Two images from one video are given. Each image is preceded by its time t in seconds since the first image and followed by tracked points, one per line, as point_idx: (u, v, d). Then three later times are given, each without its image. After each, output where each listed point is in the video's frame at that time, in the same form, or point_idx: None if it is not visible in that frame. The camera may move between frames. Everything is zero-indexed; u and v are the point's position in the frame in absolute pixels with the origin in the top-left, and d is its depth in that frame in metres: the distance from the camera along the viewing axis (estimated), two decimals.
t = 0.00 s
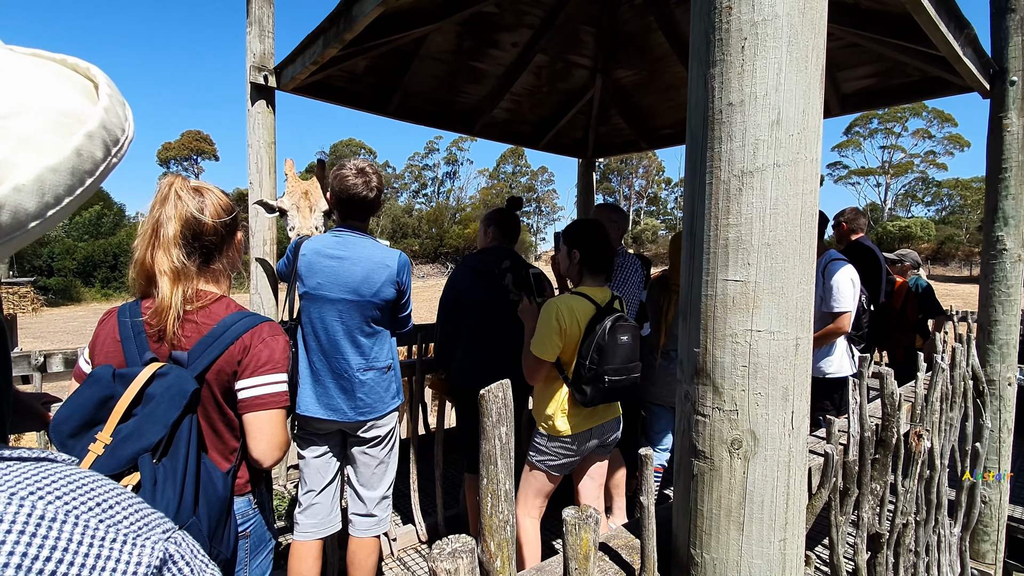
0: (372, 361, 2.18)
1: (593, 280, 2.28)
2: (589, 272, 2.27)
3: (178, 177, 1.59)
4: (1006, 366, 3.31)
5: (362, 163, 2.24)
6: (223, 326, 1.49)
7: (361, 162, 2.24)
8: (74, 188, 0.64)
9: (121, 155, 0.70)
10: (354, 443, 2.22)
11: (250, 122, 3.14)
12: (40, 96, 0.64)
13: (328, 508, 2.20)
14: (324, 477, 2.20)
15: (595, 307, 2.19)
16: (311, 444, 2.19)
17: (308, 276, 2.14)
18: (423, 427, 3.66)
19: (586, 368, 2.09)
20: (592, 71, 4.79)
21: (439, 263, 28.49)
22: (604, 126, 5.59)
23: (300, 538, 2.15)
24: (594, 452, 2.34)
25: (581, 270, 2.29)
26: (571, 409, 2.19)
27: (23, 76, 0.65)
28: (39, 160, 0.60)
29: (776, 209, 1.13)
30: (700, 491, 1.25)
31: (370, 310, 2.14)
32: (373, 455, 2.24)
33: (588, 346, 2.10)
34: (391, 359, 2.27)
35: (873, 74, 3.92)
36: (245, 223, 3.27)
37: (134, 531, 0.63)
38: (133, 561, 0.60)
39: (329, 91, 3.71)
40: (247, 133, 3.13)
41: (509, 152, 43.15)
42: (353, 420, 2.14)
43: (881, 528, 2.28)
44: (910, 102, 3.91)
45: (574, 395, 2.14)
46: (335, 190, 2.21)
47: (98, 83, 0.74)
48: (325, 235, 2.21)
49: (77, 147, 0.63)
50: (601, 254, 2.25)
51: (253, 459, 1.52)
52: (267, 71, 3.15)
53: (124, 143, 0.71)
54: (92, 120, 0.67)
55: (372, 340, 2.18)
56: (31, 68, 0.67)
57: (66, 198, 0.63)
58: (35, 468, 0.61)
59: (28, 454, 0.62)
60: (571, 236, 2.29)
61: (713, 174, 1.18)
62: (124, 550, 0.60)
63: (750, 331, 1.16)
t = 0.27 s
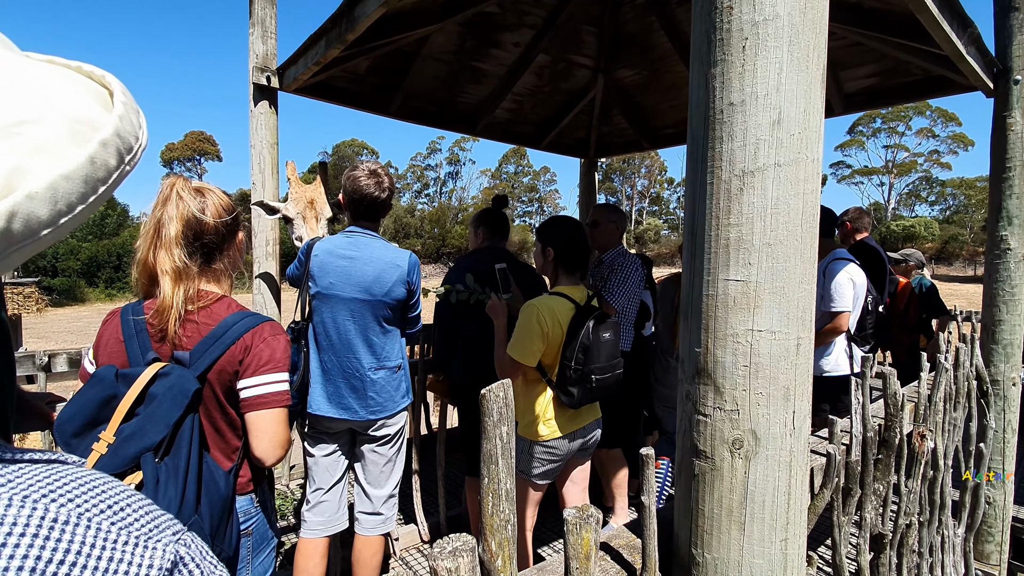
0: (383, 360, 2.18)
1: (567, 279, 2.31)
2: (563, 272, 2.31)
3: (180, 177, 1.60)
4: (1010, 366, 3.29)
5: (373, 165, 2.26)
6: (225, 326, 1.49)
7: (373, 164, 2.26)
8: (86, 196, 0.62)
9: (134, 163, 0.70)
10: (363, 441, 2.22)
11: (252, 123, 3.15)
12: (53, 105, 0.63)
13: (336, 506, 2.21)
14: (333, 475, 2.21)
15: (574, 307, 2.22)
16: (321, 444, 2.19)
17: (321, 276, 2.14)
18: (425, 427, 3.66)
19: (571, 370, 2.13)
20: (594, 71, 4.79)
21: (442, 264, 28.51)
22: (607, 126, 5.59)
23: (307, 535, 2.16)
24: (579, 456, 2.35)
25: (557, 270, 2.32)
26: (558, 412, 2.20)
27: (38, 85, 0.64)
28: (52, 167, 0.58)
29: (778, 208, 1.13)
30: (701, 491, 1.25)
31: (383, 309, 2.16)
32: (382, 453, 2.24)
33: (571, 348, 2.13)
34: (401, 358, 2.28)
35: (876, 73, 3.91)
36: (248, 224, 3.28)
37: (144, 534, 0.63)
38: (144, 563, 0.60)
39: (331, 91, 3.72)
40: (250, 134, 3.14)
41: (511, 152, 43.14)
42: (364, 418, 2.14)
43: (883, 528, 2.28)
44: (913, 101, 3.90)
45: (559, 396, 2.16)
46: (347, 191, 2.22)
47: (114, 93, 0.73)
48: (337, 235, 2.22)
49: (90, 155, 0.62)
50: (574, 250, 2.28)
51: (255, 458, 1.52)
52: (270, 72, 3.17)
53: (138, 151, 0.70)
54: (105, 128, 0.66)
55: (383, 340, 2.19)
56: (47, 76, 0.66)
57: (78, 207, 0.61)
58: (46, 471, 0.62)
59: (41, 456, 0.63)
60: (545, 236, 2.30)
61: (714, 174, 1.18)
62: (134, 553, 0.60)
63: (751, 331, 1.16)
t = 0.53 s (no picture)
0: (392, 359, 2.19)
1: (546, 271, 2.41)
2: (542, 264, 2.41)
3: (179, 177, 1.60)
4: (1014, 366, 3.28)
5: (383, 166, 2.27)
6: (224, 325, 1.50)
7: (384, 166, 2.27)
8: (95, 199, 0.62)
9: (142, 167, 0.69)
10: (371, 440, 2.23)
11: (254, 123, 3.16)
12: (64, 109, 0.63)
13: (347, 503, 2.22)
14: (344, 473, 2.22)
15: (551, 298, 2.31)
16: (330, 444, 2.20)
17: (329, 276, 2.14)
18: (426, 427, 3.66)
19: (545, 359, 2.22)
20: (596, 71, 4.79)
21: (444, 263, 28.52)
22: (608, 126, 5.59)
23: (318, 529, 2.17)
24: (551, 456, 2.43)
25: (537, 262, 2.41)
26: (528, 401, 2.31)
27: (48, 89, 0.64)
28: (60, 170, 0.58)
29: (776, 207, 1.13)
30: (701, 489, 1.25)
31: (392, 309, 2.17)
32: (389, 453, 2.25)
33: (546, 338, 2.22)
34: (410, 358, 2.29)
35: (878, 72, 3.91)
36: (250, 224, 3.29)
37: (149, 537, 0.63)
38: (149, 566, 0.61)
39: (332, 91, 3.73)
40: (251, 134, 3.15)
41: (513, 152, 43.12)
42: (372, 418, 2.14)
43: (885, 528, 2.27)
44: (915, 100, 3.89)
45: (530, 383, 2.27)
46: (358, 191, 2.24)
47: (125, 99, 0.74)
48: (345, 236, 2.23)
49: (98, 160, 0.62)
50: (553, 243, 2.37)
51: (255, 456, 1.53)
52: (272, 72, 3.17)
53: (147, 156, 0.70)
54: (115, 132, 0.66)
55: (392, 339, 2.20)
56: (58, 81, 0.67)
57: (87, 211, 0.61)
58: (52, 473, 0.61)
59: (47, 458, 0.63)
60: (527, 228, 2.39)
61: (713, 173, 1.18)
62: (141, 556, 0.60)
63: (750, 330, 1.16)
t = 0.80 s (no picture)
0: (387, 357, 2.19)
1: (540, 271, 2.42)
2: (537, 263, 2.41)
3: (179, 179, 1.60)
4: (1014, 366, 3.28)
5: (383, 167, 2.28)
6: (223, 326, 1.51)
7: (382, 166, 2.27)
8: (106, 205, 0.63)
9: (150, 172, 0.70)
10: (371, 441, 2.24)
11: (254, 123, 3.16)
12: (74, 117, 0.64)
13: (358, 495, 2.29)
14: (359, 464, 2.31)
15: (544, 298, 2.34)
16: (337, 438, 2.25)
17: (328, 274, 2.18)
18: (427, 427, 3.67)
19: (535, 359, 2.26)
20: (596, 71, 4.79)
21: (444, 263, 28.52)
22: (609, 126, 5.59)
23: (331, 517, 2.26)
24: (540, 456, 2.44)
25: (531, 260, 2.42)
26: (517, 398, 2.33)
27: (58, 97, 0.65)
28: (70, 177, 0.59)
29: (773, 207, 1.14)
30: (699, 488, 1.25)
31: (387, 306, 2.17)
32: (389, 454, 2.25)
33: (536, 338, 2.26)
34: (409, 356, 2.27)
35: (878, 71, 3.91)
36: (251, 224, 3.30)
37: (156, 538, 0.64)
38: (158, 566, 0.62)
39: (333, 92, 3.74)
40: (251, 135, 3.15)
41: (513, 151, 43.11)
42: (366, 414, 2.15)
43: (884, 527, 2.28)
44: (916, 99, 3.88)
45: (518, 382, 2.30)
46: (356, 192, 2.24)
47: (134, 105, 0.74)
48: (346, 234, 2.26)
49: (108, 166, 0.62)
50: (548, 244, 2.38)
51: (254, 458, 1.53)
52: (272, 72, 3.18)
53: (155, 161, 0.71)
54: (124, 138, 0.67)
55: (388, 336, 2.20)
56: (68, 88, 0.67)
57: (98, 217, 0.62)
58: (62, 474, 0.62)
59: (57, 459, 0.63)
60: (523, 227, 2.39)
61: (711, 174, 1.19)
62: (149, 555, 0.61)
63: (747, 330, 1.16)
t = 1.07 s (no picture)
0: (373, 357, 2.20)
1: (543, 273, 2.43)
2: (539, 265, 2.43)
3: (180, 180, 1.61)
4: (1013, 365, 3.29)
5: (376, 166, 2.25)
6: (223, 327, 1.51)
7: (375, 166, 2.25)
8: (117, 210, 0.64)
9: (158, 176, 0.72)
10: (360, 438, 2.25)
11: (254, 125, 3.17)
12: (85, 124, 0.65)
13: (348, 492, 2.32)
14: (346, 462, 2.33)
15: (544, 299, 2.35)
16: (328, 435, 2.29)
17: (320, 273, 2.22)
18: (426, 427, 3.67)
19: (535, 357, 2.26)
20: (595, 72, 4.81)
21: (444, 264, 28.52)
22: (608, 127, 5.60)
23: (322, 516, 2.30)
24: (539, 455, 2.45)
25: (532, 262, 2.43)
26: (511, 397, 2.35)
27: (69, 102, 0.66)
28: (82, 184, 0.60)
29: (769, 209, 1.15)
30: (696, 488, 1.26)
31: (374, 306, 2.17)
32: (376, 452, 2.25)
33: (536, 337, 2.26)
34: (398, 356, 2.27)
35: (877, 72, 3.92)
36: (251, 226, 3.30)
37: (166, 537, 0.64)
38: (167, 564, 0.62)
39: (332, 93, 3.74)
40: (251, 136, 3.16)
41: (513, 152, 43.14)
42: (352, 412, 2.18)
43: (883, 527, 2.28)
44: (914, 100, 3.89)
45: (517, 381, 2.30)
46: (350, 193, 2.24)
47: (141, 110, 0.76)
48: (340, 234, 2.28)
49: (119, 172, 0.63)
50: (551, 246, 2.39)
51: (254, 459, 1.54)
52: (272, 74, 3.19)
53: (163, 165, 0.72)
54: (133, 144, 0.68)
55: (375, 336, 2.21)
56: (77, 94, 0.68)
57: (109, 221, 0.63)
58: (74, 475, 0.63)
59: (69, 460, 0.64)
60: (524, 229, 2.40)
61: (707, 176, 1.20)
62: (159, 554, 0.62)
63: (743, 330, 1.17)
